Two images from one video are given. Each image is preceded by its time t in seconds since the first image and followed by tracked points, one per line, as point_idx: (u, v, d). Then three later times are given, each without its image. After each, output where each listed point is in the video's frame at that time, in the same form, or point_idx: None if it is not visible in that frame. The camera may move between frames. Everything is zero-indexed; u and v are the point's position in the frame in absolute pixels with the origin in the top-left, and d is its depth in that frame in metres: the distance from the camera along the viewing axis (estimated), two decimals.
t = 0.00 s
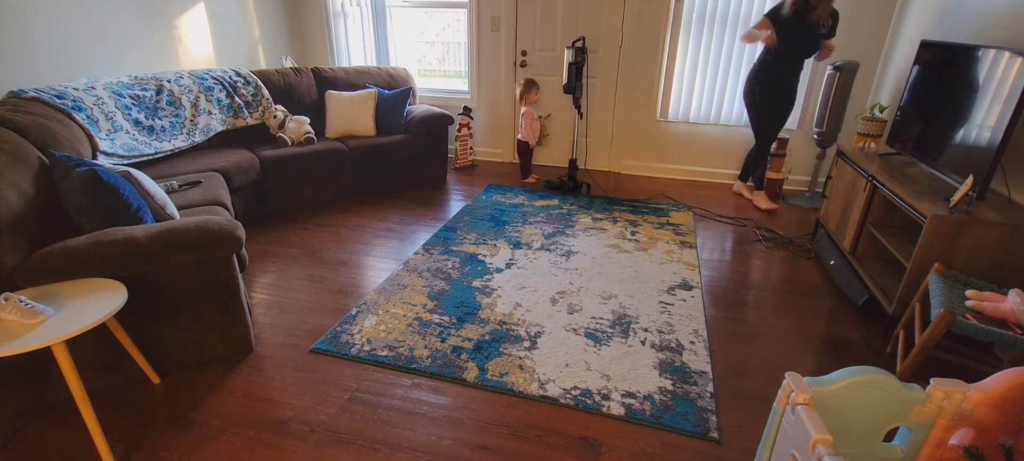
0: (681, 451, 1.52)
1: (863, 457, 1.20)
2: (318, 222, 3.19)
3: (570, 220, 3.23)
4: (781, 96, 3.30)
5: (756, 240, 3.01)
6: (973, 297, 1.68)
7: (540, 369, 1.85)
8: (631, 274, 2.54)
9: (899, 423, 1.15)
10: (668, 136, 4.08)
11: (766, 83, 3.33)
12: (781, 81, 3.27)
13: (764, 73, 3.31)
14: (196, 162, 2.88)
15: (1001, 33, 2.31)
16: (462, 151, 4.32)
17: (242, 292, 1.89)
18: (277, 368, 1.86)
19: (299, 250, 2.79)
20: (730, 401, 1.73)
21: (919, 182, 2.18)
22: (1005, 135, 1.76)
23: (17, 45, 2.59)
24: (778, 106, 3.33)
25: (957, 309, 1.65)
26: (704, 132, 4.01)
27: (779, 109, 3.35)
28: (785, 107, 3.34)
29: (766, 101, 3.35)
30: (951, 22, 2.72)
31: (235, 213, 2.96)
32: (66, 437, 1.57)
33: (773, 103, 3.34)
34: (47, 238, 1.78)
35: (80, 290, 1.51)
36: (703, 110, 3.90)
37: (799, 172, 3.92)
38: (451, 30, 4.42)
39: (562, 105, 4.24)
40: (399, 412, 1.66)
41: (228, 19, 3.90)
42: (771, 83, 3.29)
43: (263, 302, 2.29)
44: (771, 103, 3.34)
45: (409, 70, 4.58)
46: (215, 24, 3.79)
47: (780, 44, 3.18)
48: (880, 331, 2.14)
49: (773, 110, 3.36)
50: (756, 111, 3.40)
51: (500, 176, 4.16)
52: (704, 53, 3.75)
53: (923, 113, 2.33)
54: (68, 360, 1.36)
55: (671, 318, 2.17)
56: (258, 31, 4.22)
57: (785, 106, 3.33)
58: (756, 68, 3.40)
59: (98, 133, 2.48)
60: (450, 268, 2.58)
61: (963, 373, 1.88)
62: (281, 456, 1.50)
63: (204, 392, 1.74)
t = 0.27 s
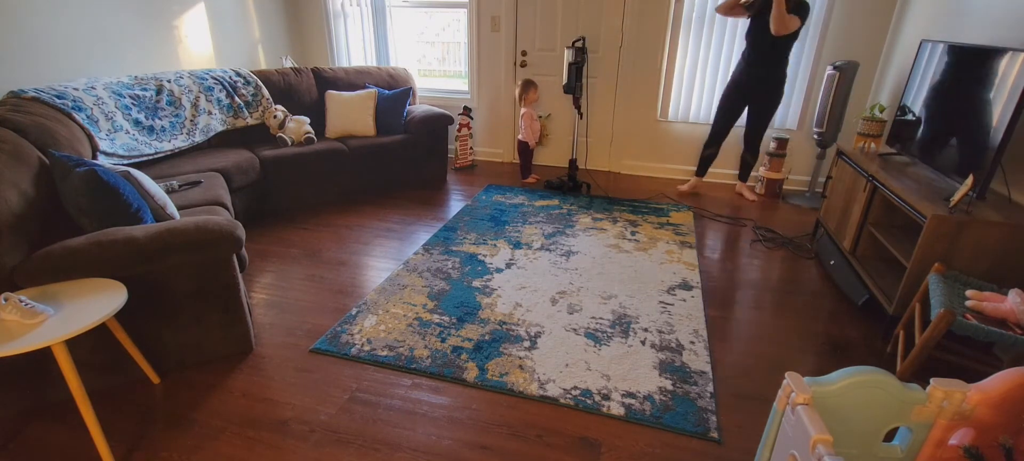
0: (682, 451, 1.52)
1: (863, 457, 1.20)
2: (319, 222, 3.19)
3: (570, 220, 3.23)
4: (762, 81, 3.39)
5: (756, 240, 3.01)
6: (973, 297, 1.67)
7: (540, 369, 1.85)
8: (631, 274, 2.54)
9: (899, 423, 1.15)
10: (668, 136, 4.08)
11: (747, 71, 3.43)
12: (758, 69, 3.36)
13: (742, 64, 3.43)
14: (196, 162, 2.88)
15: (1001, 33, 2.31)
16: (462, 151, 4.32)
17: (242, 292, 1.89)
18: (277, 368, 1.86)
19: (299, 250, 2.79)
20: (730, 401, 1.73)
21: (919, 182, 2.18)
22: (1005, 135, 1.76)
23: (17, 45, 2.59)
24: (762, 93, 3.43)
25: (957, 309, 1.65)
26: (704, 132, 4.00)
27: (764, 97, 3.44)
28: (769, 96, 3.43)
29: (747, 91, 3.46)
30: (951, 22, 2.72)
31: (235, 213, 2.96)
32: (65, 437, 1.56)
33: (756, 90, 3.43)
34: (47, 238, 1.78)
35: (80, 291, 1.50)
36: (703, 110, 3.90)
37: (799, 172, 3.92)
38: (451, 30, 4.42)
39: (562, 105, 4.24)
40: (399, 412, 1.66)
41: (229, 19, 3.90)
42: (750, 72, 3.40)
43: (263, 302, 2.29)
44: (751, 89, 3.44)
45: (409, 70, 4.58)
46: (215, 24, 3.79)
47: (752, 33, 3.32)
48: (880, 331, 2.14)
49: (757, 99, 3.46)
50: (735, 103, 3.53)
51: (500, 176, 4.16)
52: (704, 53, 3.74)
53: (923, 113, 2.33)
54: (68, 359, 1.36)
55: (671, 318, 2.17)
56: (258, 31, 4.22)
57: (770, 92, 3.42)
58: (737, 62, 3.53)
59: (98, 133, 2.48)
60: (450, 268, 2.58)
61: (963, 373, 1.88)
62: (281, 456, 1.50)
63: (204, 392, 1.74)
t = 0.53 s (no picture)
0: (682, 451, 1.52)
1: (864, 457, 1.20)
2: (319, 222, 3.19)
3: (570, 220, 3.23)
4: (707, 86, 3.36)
5: (756, 240, 3.00)
6: (973, 297, 1.67)
7: (540, 369, 1.85)
8: (631, 274, 2.54)
9: (899, 423, 1.15)
10: (668, 136, 4.08)
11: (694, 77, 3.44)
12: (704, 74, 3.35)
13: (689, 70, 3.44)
14: (196, 162, 2.88)
15: (1002, 33, 2.31)
16: (462, 151, 4.33)
17: (242, 292, 1.89)
18: (277, 368, 1.86)
19: (299, 250, 2.79)
20: (730, 401, 1.73)
21: (919, 182, 2.18)
22: (1005, 135, 1.76)
23: (16, 45, 2.59)
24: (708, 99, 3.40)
25: (957, 309, 1.65)
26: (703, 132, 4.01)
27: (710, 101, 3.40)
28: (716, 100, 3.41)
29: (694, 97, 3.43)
30: (951, 21, 2.72)
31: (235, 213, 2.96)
32: (66, 437, 1.56)
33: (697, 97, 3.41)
34: (47, 238, 1.78)
35: (80, 291, 1.50)
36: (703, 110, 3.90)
37: (799, 172, 3.92)
38: (451, 30, 4.42)
39: (562, 105, 4.24)
40: (399, 412, 1.66)
41: (229, 19, 3.90)
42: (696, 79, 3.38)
43: (264, 302, 2.29)
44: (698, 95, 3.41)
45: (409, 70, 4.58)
46: (215, 24, 3.79)
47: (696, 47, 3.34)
48: (881, 331, 2.14)
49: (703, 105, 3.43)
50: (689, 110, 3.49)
51: (500, 176, 4.16)
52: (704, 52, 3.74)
53: (923, 113, 2.33)
54: (68, 360, 1.36)
55: (671, 318, 2.17)
56: (259, 31, 4.22)
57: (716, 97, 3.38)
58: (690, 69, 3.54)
59: (98, 133, 2.48)
60: (450, 268, 2.58)
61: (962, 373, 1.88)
62: (281, 456, 1.49)
63: (204, 392, 1.74)
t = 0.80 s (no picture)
0: (681, 451, 1.52)
1: (864, 457, 1.20)
2: (318, 222, 3.19)
3: (570, 220, 3.23)
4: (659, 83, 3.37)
5: (756, 240, 3.01)
6: (973, 297, 1.67)
7: (540, 369, 1.85)
8: (631, 274, 2.54)
9: (900, 423, 1.15)
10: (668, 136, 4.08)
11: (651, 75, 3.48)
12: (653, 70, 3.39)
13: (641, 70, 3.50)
14: (196, 162, 2.88)
15: (1002, 33, 2.31)
16: (462, 151, 4.33)
17: (243, 292, 1.89)
18: (278, 368, 1.86)
19: (299, 250, 2.79)
20: (731, 401, 1.73)
21: (919, 181, 2.18)
22: (1005, 135, 1.76)
23: (16, 45, 2.59)
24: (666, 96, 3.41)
25: (957, 309, 1.65)
26: (701, 132, 4.02)
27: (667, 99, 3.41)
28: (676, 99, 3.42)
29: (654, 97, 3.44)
30: (951, 21, 2.72)
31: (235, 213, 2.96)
32: (66, 438, 1.56)
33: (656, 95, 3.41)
34: (47, 238, 1.78)
35: (81, 291, 1.50)
36: (703, 110, 3.90)
37: (799, 172, 3.92)
38: (451, 30, 4.42)
39: (562, 105, 4.24)
40: (399, 412, 1.66)
41: (229, 19, 3.90)
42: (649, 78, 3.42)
43: (264, 302, 2.29)
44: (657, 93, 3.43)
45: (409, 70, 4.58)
46: (215, 24, 3.79)
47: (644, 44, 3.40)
48: (881, 331, 2.14)
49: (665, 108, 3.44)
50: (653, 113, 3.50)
51: (500, 176, 4.16)
52: (704, 52, 3.74)
53: (923, 113, 2.33)
54: (67, 360, 1.36)
55: (671, 318, 2.17)
56: (259, 31, 4.22)
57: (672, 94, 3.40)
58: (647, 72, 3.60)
59: (98, 133, 2.48)
60: (450, 268, 2.58)
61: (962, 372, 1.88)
62: (281, 456, 1.49)
63: (205, 392, 1.74)
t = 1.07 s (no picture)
0: (681, 451, 1.52)
1: (864, 457, 1.20)
2: (318, 222, 3.19)
3: (570, 220, 3.23)
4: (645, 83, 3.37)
5: (756, 240, 3.01)
6: (973, 297, 1.68)
7: (540, 369, 1.85)
8: (631, 274, 2.54)
9: (900, 423, 1.15)
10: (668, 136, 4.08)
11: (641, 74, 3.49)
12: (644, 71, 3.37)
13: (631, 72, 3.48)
14: (196, 162, 2.88)
15: (1002, 33, 2.31)
16: (462, 151, 4.33)
17: (243, 292, 1.89)
18: (278, 368, 1.86)
19: (299, 250, 2.79)
20: (731, 401, 1.73)
21: (919, 181, 2.18)
22: (1005, 135, 1.76)
23: (16, 45, 2.58)
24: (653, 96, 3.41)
25: (957, 309, 1.65)
26: (701, 132, 4.01)
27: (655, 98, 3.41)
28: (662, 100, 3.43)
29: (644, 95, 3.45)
30: (951, 21, 2.72)
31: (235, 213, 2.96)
32: (67, 438, 1.56)
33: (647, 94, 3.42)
34: (48, 238, 1.78)
35: (81, 291, 1.50)
36: (703, 109, 3.90)
37: (799, 172, 3.92)
38: (451, 30, 4.42)
39: (562, 105, 4.24)
40: (399, 413, 1.66)
41: (229, 19, 3.90)
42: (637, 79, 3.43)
43: (264, 302, 2.29)
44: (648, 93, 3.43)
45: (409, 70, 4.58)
46: (215, 24, 3.79)
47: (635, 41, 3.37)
48: (881, 330, 2.14)
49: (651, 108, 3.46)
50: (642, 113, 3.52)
51: (500, 176, 4.16)
52: (704, 52, 3.74)
53: (923, 113, 2.33)
54: (68, 360, 1.36)
55: (671, 318, 2.17)
56: (259, 31, 4.22)
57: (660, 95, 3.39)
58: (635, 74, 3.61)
59: (98, 133, 2.48)
60: (450, 268, 2.58)
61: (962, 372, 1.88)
62: (281, 456, 1.49)
63: (205, 392, 1.74)
